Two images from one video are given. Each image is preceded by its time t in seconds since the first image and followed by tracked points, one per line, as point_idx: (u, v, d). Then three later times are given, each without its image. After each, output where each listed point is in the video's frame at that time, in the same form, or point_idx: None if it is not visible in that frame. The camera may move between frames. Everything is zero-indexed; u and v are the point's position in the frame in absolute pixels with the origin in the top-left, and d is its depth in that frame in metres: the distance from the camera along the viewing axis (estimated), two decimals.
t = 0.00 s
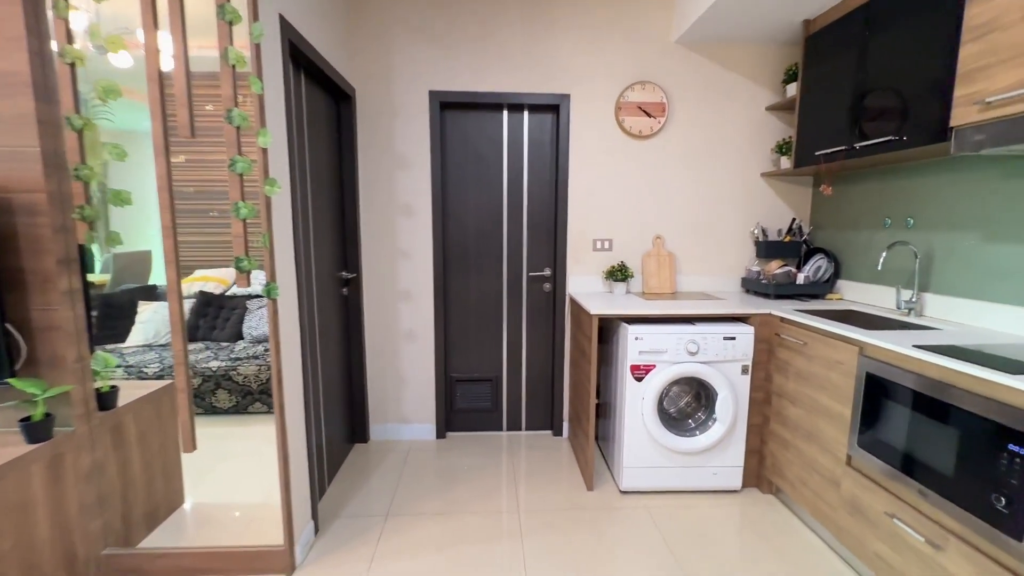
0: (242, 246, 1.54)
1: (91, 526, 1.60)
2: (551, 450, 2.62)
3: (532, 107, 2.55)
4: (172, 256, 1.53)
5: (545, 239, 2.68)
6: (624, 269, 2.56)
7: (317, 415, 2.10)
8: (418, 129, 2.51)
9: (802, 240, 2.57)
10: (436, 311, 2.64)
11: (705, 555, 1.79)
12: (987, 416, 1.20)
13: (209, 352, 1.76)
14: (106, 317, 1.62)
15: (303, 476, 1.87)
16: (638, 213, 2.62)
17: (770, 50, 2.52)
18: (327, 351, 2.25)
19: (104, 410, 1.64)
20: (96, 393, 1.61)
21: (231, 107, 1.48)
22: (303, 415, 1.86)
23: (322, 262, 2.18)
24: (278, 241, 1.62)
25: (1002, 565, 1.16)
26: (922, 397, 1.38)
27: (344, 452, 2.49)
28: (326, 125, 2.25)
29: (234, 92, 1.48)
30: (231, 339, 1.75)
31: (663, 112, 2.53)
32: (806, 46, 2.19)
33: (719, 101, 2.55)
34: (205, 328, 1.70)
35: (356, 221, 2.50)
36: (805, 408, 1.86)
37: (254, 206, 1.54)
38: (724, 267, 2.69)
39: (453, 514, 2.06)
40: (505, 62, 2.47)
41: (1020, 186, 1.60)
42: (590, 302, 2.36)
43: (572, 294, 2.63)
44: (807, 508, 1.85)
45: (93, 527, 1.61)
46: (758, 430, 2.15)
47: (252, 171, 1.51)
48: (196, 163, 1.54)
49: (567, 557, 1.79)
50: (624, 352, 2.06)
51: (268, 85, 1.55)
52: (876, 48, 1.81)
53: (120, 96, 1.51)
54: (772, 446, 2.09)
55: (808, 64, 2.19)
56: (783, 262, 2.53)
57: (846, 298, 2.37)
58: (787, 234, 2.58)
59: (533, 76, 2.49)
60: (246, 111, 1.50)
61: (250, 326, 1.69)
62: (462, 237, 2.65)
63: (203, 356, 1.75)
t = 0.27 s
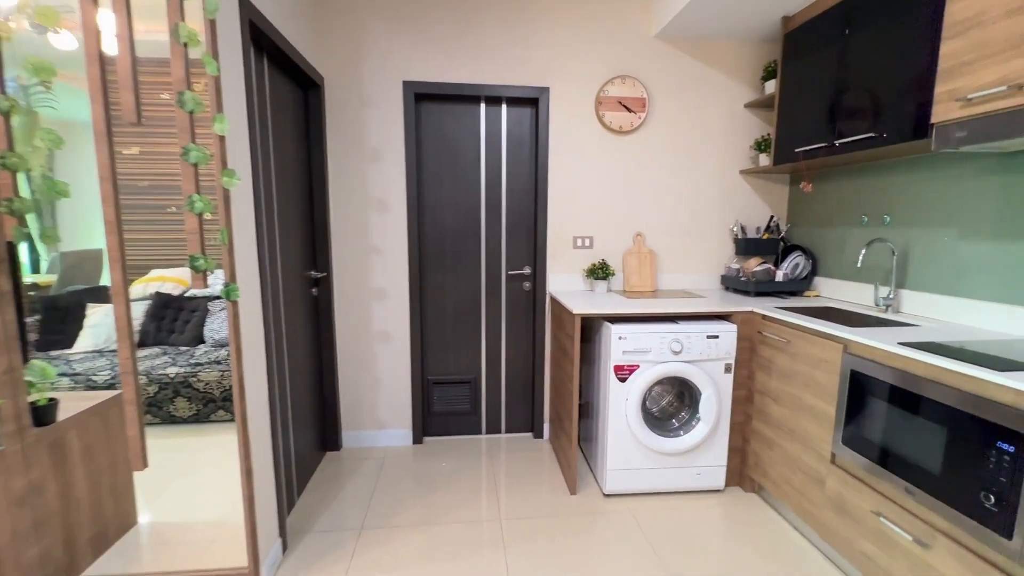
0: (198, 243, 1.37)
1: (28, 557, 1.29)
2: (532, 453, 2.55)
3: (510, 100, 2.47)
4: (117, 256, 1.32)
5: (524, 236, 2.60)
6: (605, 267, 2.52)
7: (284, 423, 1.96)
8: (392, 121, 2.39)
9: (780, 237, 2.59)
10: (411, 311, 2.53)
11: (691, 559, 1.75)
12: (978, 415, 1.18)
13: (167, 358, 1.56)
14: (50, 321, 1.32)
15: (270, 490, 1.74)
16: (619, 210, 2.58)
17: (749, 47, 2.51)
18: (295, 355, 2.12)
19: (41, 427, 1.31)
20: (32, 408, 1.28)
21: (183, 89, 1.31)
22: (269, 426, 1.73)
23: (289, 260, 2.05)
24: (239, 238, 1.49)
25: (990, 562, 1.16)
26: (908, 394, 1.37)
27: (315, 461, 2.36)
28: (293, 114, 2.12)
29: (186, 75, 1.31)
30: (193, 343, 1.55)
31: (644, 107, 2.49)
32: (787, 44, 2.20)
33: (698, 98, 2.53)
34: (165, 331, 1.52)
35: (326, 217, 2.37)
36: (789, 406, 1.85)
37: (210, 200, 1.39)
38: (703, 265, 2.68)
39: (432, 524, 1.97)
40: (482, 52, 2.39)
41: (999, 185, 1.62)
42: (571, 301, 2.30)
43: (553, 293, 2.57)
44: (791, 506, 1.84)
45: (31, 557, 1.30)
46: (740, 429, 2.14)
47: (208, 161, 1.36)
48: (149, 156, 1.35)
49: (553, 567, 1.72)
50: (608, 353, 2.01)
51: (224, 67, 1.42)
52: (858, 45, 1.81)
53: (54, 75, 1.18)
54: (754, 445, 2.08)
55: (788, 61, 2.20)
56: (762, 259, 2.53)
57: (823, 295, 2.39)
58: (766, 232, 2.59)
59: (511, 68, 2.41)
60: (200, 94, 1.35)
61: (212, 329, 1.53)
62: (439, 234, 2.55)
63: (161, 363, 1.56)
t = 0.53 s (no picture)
0: (157, 245, 1.18)
1: None
2: (519, 460, 2.48)
3: (494, 95, 2.39)
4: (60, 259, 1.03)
5: (509, 236, 2.53)
6: (593, 267, 2.46)
7: (257, 437, 1.83)
8: (370, 114, 2.28)
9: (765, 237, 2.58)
10: (392, 315, 2.42)
11: (686, 566, 1.71)
12: (985, 419, 1.16)
13: (127, 367, 1.21)
14: None
15: (241, 511, 1.61)
16: (606, 210, 2.53)
17: (734, 46, 2.50)
18: (268, 363, 1.99)
19: None
20: None
21: (138, 73, 1.12)
22: (239, 442, 1.61)
23: (261, 262, 1.91)
24: (203, 238, 1.36)
25: (991, 566, 1.15)
26: (907, 396, 1.35)
27: (290, 474, 2.23)
28: (263, 106, 1.99)
29: (143, 57, 1.13)
30: (153, 349, 1.26)
31: (631, 104, 2.45)
32: (774, 41, 2.18)
33: (685, 96, 2.50)
34: (122, 336, 1.19)
35: (300, 216, 2.24)
36: (781, 408, 1.83)
37: (171, 196, 1.21)
38: (690, 264, 2.65)
39: (417, 540, 1.87)
40: (465, 44, 2.29)
41: (988, 184, 1.62)
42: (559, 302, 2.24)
43: (539, 294, 2.50)
44: (784, 509, 1.82)
45: None
46: (730, 431, 2.11)
47: (168, 153, 1.18)
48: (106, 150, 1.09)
49: None
50: (599, 356, 1.95)
51: (185, 50, 1.28)
52: (848, 42, 1.80)
53: None
54: (745, 447, 2.05)
55: (776, 59, 2.18)
56: (748, 259, 2.52)
57: (809, 295, 2.38)
58: (751, 231, 2.58)
59: (495, 62, 2.33)
60: (157, 78, 1.19)
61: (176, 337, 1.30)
62: (420, 233, 2.45)
63: (119, 372, 1.19)
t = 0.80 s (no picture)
0: (112, 251, 1.02)
1: None
2: (509, 469, 2.39)
3: (480, 89, 2.29)
4: None
5: (496, 237, 2.43)
6: (584, 269, 2.39)
7: (229, 458, 1.68)
8: (349, 108, 2.14)
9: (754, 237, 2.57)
10: (374, 321, 2.29)
11: None
12: (997, 425, 1.14)
13: (79, 381, 1.02)
14: None
15: (212, 541, 1.47)
16: (596, 209, 2.46)
17: (723, 44, 2.47)
18: (240, 376, 1.83)
19: None
20: None
21: (87, 56, 0.95)
22: (209, 466, 1.46)
23: (231, 267, 1.76)
24: (166, 243, 1.21)
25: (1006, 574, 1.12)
26: (916, 401, 1.33)
27: (265, 494, 2.07)
28: (232, 97, 1.83)
29: (92, 37, 0.97)
30: (110, 361, 1.09)
31: (621, 101, 2.39)
32: (766, 40, 2.17)
33: (675, 93, 2.46)
34: (73, 347, 1.01)
35: (273, 216, 2.08)
36: (779, 412, 1.80)
37: (127, 196, 1.06)
38: (680, 265, 2.62)
39: (406, 562, 1.76)
40: (450, 36, 2.18)
41: (977, 185, 1.62)
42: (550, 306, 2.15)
43: (528, 297, 2.41)
44: (784, 515, 1.79)
45: None
46: (726, 435, 2.08)
47: (124, 147, 1.03)
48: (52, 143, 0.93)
49: None
50: (595, 362, 1.87)
51: (142, 29, 1.12)
52: (845, 41, 1.78)
53: None
54: (741, 451, 2.02)
55: (768, 57, 2.16)
56: (738, 259, 2.50)
57: (799, 296, 2.37)
58: (741, 231, 2.56)
59: (482, 55, 2.23)
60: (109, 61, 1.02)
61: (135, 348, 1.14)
62: (403, 234, 2.33)
63: (72, 388, 1.00)
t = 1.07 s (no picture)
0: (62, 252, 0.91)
1: None
2: (497, 474, 2.33)
3: (465, 83, 2.21)
4: None
5: (482, 236, 2.36)
6: (572, 268, 2.34)
7: (201, 474, 1.57)
8: (327, 100, 2.03)
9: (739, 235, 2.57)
10: (355, 324, 2.19)
11: None
12: (998, 423, 1.13)
13: (30, 393, 0.94)
14: None
15: (181, 565, 1.36)
16: (583, 207, 2.42)
17: (709, 41, 2.46)
18: (211, 384, 1.71)
19: None
20: None
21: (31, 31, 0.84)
22: (177, 483, 1.34)
23: (200, 267, 1.64)
24: (127, 242, 1.10)
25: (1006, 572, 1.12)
26: (913, 399, 1.32)
27: (240, 509, 1.95)
28: (200, 85, 1.70)
29: (35, 9, 0.85)
30: (66, 371, 0.98)
31: (608, 97, 2.35)
32: (753, 37, 2.16)
33: (662, 90, 2.43)
34: (23, 356, 0.92)
35: (245, 214, 1.96)
36: (771, 411, 1.79)
37: (78, 189, 0.94)
38: (667, 264, 2.60)
39: None
40: (433, 27, 2.10)
41: (958, 182, 1.63)
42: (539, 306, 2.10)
43: (515, 297, 2.35)
44: (777, 514, 1.78)
45: None
46: (717, 435, 2.06)
47: (74, 135, 0.92)
48: None
49: None
50: (587, 364, 1.82)
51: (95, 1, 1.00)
52: (833, 39, 1.78)
53: None
54: (732, 451, 2.01)
55: (755, 54, 2.15)
56: (724, 258, 2.49)
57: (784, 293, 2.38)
58: (727, 229, 2.56)
59: (466, 47, 2.15)
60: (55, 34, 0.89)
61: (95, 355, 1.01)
62: (385, 233, 2.24)
63: (23, 400, 0.92)
